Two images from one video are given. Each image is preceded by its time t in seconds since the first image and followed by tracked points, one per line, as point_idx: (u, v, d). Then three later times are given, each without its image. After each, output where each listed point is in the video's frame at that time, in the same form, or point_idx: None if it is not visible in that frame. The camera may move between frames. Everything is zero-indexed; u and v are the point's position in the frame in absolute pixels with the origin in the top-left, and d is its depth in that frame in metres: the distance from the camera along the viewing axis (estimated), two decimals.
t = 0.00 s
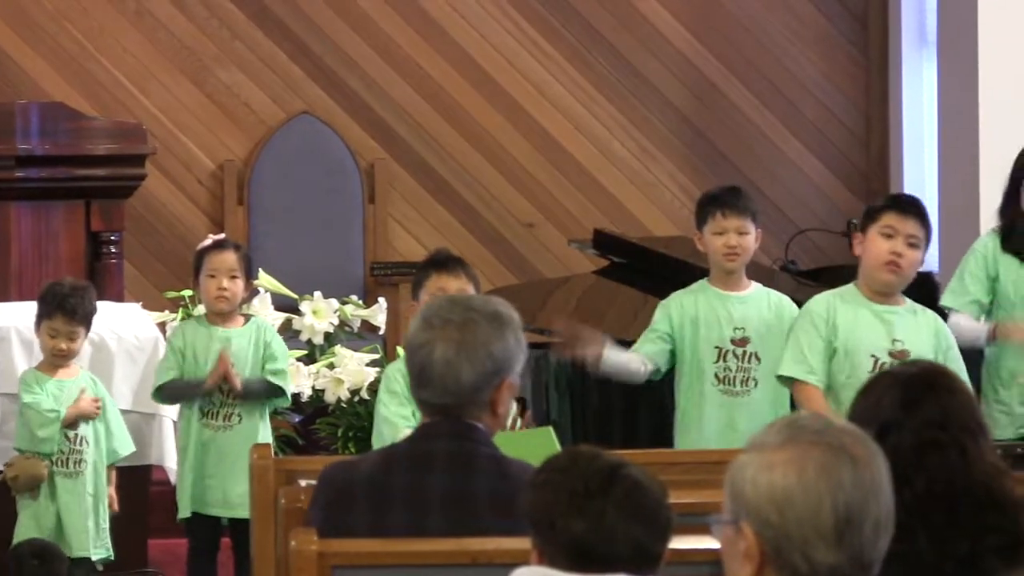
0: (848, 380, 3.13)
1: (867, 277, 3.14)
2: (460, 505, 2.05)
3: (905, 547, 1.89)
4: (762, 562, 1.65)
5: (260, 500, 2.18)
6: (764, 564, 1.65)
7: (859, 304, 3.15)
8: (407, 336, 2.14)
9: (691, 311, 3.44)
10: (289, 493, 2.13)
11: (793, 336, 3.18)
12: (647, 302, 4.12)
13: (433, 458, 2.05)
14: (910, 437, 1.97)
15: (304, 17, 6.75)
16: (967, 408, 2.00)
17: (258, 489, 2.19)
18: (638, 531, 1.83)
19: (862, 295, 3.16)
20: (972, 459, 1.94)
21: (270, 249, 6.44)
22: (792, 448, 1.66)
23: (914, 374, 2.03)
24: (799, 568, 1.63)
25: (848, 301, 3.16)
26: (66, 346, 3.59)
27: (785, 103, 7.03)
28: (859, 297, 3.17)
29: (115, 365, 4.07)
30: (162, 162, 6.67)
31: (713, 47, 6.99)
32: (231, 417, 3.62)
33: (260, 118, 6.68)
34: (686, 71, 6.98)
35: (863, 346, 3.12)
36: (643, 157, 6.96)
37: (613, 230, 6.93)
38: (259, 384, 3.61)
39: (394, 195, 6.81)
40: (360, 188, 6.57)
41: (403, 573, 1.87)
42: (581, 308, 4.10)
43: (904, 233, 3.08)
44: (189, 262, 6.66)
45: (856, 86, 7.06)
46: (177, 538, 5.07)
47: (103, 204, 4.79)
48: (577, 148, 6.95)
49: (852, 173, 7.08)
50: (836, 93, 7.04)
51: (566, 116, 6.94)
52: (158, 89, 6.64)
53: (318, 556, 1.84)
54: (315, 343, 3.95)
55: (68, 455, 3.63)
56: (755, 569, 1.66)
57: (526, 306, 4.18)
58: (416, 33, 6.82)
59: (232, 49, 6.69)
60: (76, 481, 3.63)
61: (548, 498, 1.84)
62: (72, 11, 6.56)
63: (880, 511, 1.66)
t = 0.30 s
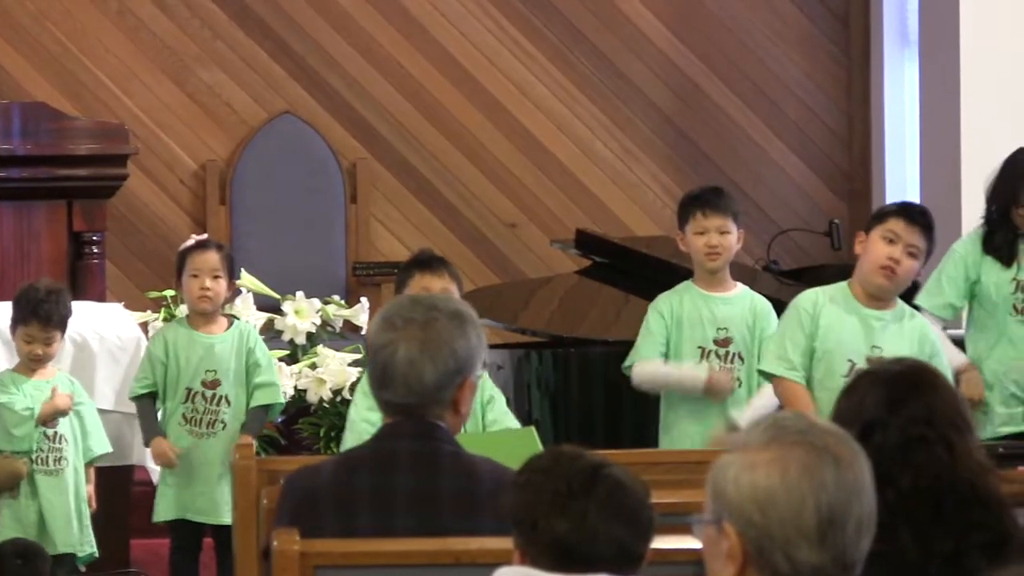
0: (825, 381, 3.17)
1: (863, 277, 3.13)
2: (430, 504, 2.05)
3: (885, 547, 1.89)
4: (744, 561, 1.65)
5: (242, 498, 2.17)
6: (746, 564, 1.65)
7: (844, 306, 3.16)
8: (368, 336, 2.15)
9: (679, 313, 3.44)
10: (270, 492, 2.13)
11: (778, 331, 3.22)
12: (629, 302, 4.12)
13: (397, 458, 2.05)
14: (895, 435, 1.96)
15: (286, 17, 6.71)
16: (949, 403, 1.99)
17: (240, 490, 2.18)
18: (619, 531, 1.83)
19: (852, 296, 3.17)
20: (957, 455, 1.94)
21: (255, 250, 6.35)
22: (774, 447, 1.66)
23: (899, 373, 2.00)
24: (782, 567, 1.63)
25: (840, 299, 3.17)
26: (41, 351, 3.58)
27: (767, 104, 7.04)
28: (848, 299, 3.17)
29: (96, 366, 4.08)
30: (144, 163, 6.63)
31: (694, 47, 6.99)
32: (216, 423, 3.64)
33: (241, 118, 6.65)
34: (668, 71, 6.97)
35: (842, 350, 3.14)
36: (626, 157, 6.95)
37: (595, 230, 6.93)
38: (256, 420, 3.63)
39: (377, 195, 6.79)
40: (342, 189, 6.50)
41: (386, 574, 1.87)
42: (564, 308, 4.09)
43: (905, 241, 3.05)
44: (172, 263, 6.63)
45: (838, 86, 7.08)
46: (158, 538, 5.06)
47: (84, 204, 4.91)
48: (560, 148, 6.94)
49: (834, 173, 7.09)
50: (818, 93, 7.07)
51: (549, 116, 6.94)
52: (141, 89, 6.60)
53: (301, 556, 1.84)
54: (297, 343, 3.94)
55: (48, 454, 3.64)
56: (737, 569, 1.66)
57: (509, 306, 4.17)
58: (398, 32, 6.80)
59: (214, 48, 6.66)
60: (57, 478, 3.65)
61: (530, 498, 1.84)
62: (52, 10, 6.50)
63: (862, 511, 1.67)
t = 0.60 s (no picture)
0: (787, 385, 3.05)
1: (812, 279, 3.07)
2: (415, 503, 2.05)
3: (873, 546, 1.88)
4: (728, 562, 1.65)
5: (226, 498, 2.17)
6: (730, 564, 1.65)
7: (798, 306, 3.08)
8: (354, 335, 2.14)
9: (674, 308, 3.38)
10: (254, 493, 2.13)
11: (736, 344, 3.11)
12: (613, 302, 4.16)
13: (381, 459, 2.05)
14: (884, 432, 1.93)
15: (270, 17, 6.71)
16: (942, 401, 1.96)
17: (225, 491, 2.18)
18: (605, 532, 1.83)
19: (804, 296, 3.08)
20: (945, 453, 1.91)
21: (239, 250, 6.34)
22: (758, 447, 1.66)
23: (884, 374, 1.96)
24: (765, 568, 1.63)
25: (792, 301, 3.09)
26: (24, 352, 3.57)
27: (753, 104, 7.02)
28: (802, 300, 3.09)
29: (81, 365, 4.11)
30: (128, 163, 6.63)
31: (678, 47, 6.97)
32: (200, 420, 3.65)
33: (226, 118, 6.65)
34: (653, 72, 6.96)
35: (801, 350, 3.04)
36: (610, 157, 6.93)
37: (580, 230, 6.91)
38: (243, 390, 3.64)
39: (361, 196, 6.78)
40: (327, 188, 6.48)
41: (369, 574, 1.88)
42: (548, 308, 4.13)
43: (849, 234, 3.02)
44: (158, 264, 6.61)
45: (823, 86, 7.03)
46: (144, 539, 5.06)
47: (69, 204, 4.91)
48: (545, 149, 6.92)
49: (819, 173, 7.06)
50: (802, 93, 7.03)
51: (534, 117, 6.92)
52: (125, 89, 6.59)
53: (285, 557, 1.84)
54: (282, 343, 3.92)
55: (33, 455, 3.63)
56: (721, 569, 1.66)
57: (494, 305, 4.21)
58: (382, 32, 6.79)
59: (199, 49, 6.65)
60: (42, 480, 3.64)
61: (515, 498, 1.84)
62: (36, 10, 6.50)
63: (844, 511, 1.67)
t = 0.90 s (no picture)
0: (693, 380, 3.03)
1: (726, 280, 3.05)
2: (411, 505, 2.03)
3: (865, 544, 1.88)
4: (707, 561, 1.65)
5: (207, 500, 2.17)
6: (708, 564, 1.65)
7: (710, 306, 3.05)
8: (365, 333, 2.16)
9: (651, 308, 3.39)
10: (234, 494, 2.12)
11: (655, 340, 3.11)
12: (593, 303, 4.16)
13: (380, 459, 2.04)
14: (866, 431, 1.92)
15: (250, 17, 6.69)
16: (929, 405, 1.96)
17: (205, 490, 2.18)
18: (586, 533, 1.83)
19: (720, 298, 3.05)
20: (925, 453, 1.90)
21: (219, 251, 6.34)
22: (735, 447, 1.67)
23: (863, 375, 1.97)
24: (742, 567, 1.63)
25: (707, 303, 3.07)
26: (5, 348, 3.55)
27: (733, 105, 7.02)
28: (718, 299, 3.06)
29: (61, 367, 4.09)
30: (108, 163, 6.61)
31: (657, 46, 6.96)
32: (181, 419, 3.64)
33: (206, 119, 6.62)
34: (633, 74, 6.94)
35: (707, 348, 3.01)
36: (590, 157, 6.92)
37: (561, 231, 6.90)
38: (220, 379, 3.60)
39: (341, 195, 6.76)
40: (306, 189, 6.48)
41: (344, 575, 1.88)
42: (528, 309, 4.13)
43: (758, 233, 2.97)
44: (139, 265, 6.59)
45: (802, 86, 7.02)
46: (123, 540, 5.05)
47: (49, 206, 4.89)
48: (526, 149, 6.91)
49: (799, 175, 7.03)
50: (781, 93, 7.02)
51: (514, 117, 6.90)
52: (104, 89, 6.58)
53: (265, 557, 1.84)
54: (262, 343, 3.96)
55: (12, 458, 3.64)
56: (700, 569, 1.66)
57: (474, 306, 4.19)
58: (361, 32, 6.77)
59: (178, 49, 6.64)
60: (20, 482, 3.64)
61: (494, 498, 1.84)
62: (15, 10, 6.49)
63: (824, 512, 1.67)
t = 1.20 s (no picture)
0: (627, 379, 3.06)
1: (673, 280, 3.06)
2: (407, 505, 2.03)
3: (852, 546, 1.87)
4: (686, 561, 1.65)
5: (186, 495, 2.16)
6: (687, 564, 1.65)
7: (651, 306, 3.08)
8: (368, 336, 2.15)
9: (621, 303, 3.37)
10: (213, 495, 2.10)
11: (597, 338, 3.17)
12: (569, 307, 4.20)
13: (375, 461, 2.03)
14: (842, 433, 1.93)
15: (228, 18, 6.68)
16: (906, 409, 1.97)
17: (184, 487, 2.17)
18: (565, 533, 1.83)
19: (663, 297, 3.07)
20: (901, 453, 1.91)
21: (193, 250, 6.36)
22: (713, 448, 1.66)
23: (839, 373, 1.98)
24: (721, 567, 1.63)
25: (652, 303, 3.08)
26: None
27: (711, 106, 6.97)
28: (663, 297, 3.09)
29: (40, 368, 4.08)
30: (86, 163, 6.62)
31: (636, 47, 6.89)
32: (158, 420, 3.64)
33: (184, 119, 6.62)
34: (611, 73, 6.90)
35: (641, 346, 3.05)
36: (567, 157, 6.89)
37: (539, 231, 6.88)
38: (191, 395, 3.63)
39: (318, 195, 6.75)
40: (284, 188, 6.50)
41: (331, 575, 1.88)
42: (505, 311, 4.17)
43: (714, 240, 2.99)
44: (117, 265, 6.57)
45: (779, 87, 6.95)
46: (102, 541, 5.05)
47: (27, 206, 4.83)
48: (505, 150, 6.89)
49: (779, 176, 6.98)
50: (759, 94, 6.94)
51: (493, 118, 6.88)
52: (84, 89, 6.59)
53: (244, 557, 1.84)
54: (240, 345, 3.86)
55: None
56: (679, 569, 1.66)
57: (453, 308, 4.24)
58: (339, 32, 6.76)
59: (157, 49, 6.62)
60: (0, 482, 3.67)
61: (474, 498, 1.84)
62: None
63: (803, 512, 1.66)
